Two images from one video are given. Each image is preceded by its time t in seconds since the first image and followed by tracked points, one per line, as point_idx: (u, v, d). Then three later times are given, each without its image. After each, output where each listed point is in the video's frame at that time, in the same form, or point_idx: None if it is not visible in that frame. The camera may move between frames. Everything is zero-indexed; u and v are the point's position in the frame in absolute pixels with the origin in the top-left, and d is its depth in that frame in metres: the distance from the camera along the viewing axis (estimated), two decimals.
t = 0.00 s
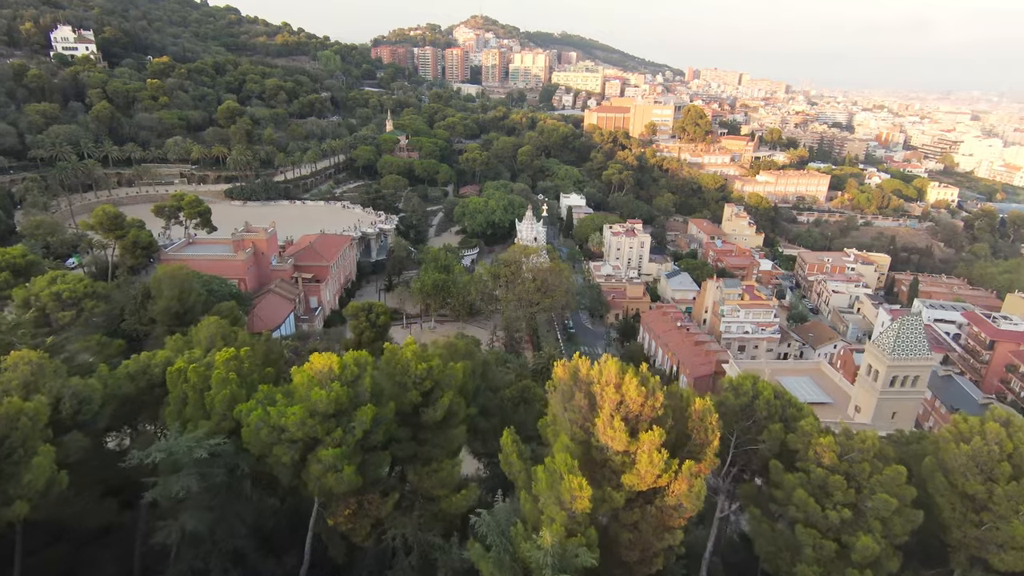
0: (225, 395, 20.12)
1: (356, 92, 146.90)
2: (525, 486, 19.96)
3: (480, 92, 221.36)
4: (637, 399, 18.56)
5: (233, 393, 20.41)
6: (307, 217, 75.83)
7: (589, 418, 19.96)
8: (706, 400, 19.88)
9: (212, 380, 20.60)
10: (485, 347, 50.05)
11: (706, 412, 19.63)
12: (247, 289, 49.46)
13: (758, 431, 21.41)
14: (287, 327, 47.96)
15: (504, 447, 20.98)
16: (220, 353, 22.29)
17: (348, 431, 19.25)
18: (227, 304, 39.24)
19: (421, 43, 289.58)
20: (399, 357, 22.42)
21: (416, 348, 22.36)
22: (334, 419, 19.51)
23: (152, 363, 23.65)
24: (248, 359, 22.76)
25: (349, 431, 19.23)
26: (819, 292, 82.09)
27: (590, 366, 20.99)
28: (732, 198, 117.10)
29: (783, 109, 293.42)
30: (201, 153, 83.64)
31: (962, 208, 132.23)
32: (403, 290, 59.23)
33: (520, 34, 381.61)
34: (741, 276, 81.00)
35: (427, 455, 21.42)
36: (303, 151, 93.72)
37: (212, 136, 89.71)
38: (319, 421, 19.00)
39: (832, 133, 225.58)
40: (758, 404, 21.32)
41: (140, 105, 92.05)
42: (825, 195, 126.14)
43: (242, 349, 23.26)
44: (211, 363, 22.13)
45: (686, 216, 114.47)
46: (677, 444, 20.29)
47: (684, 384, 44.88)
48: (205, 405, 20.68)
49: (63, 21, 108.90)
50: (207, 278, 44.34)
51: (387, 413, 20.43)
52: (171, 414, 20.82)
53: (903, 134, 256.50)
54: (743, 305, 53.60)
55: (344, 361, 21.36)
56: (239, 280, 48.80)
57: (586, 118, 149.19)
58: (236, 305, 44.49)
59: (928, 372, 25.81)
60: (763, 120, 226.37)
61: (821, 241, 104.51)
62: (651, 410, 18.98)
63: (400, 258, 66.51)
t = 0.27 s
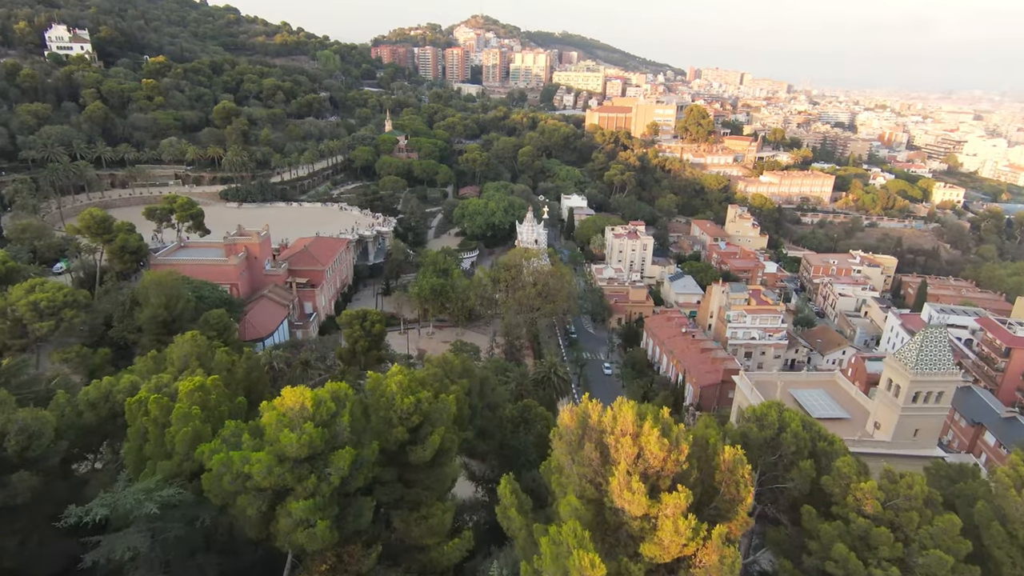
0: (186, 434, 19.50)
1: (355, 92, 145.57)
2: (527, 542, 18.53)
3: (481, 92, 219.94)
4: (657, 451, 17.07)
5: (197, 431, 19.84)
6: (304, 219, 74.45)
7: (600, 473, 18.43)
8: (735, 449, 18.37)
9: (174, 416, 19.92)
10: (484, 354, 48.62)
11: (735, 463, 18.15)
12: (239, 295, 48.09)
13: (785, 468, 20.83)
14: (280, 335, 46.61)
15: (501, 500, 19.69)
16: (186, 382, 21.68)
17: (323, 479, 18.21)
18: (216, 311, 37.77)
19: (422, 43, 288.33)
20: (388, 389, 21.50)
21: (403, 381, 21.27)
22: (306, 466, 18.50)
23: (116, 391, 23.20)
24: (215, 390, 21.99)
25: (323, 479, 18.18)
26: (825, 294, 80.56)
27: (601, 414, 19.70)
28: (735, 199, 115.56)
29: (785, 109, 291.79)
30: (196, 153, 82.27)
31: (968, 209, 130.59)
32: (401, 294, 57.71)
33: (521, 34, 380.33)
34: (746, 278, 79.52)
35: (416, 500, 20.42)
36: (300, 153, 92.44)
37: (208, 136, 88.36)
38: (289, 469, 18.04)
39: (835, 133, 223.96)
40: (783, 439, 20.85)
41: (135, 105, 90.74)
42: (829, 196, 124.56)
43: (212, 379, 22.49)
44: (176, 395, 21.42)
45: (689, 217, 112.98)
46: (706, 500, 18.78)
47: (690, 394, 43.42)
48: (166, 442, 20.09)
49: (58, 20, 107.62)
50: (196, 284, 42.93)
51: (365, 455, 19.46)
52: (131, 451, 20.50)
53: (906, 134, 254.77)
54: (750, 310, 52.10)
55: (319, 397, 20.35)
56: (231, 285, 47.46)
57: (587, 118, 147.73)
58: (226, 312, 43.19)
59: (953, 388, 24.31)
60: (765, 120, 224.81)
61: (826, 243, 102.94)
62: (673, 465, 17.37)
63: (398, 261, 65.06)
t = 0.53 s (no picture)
0: (137, 480, 18.28)
1: (355, 91, 144.16)
2: None
3: (481, 91, 218.56)
4: (686, 529, 16.12)
5: (150, 477, 18.62)
6: (300, 221, 73.10)
7: (615, 548, 17.43)
8: (774, 516, 17.16)
9: (125, 459, 18.76)
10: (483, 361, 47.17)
11: (776, 533, 16.90)
12: (231, 300, 46.73)
13: (817, 513, 19.89)
14: (273, 341, 45.27)
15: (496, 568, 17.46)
16: (142, 417, 20.40)
17: (289, 538, 17.05)
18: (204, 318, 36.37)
19: (422, 42, 287.03)
20: (368, 429, 19.96)
21: (383, 421, 19.78)
22: (271, 523, 17.31)
23: (73, 420, 22.47)
24: (173, 425, 20.58)
25: (289, 539, 17.01)
26: (831, 298, 79.14)
27: (615, 476, 18.65)
28: (739, 200, 114.12)
29: (788, 109, 290.29)
30: (192, 153, 80.91)
31: (973, 210, 129.10)
32: (398, 298, 56.33)
33: (522, 34, 379.04)
34: (750, 281, 78.11)
35: (399, 551, 19.36)
36: (297, 153, 91.10)
37: (203, 136, 87.02)
38: (250, 530, 16.73)
39: (838, 133, 222.48)
40: (814, 479, 19.98)
41: (130, 104, 89.40)
42: (833, 197, 123.11)
43: (172, 411, 21.11)
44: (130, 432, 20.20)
45: (691, 219, 111.56)
46: (744, 571, 17.59)
47: (697, 404, 41.93)
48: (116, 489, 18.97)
49: (53, 18, 106.26)
50: (185, 288, 41.55)
51: (339, 508, 18.35)
52: (79, 494, 19.29)
53: (909, 135, 253.15)
54: (756, 315, 50.64)
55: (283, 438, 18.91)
56: (223, 290, 46.14)
57: (589, 118, 146.32)
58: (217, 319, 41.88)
59: (979, 406, 22.95)
60: (767, 120, 223.39)
61: (831, 244, 101.49)
62: (702, 542, 16.27)
63: (396, 264, 63.65)
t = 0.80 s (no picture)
0: (67, 543, 16.03)
1: (352, 90, 142.73)
2: None
3: (481, 91, 217.15)
4: None
5: (85, 538, 16.58)
6: (295, 223, 71.65)
7: None
8: None
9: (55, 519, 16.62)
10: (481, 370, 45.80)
11: None
12: (221, 305, 45.23)
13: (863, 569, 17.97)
14: (263, 348, 43.79)
15: None
16: (81, 464, 18.35)
17: None
18: (188, 327, 34.89)
19: (422, 42, 285.71)
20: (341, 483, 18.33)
21: (355, 474, 18.31)
22: None
23: (9, 458, 20.50)
24: (118, 473, 18.57)
25: None
26: (836, 301, 77.79)
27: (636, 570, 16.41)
28: (741, 201, 112.74)
29: (788, 109, 288.90)
30: (185, 153, 79.50)
31: (978, 211, 127.73)
32: (394, 302, 54.92)
33: (521, 34, 377.95)
34: (753, 284, 76.80)
35: None
36: (293, 153, 89.71)
37: (197, 136, 85.51)
38: None
39: (839, 133, 221.16)
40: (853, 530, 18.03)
41: (122, 104, 87.97)
42: (836, 198, 121.78)
43: (119, 456, 19.12)
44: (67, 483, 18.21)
45: (693, 220, 110.18)
46: None
47: (702, 414, 40.50)
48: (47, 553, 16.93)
49: (46, 16, 104.87)
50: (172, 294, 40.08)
51: None
52: (9, 553, 17.44)
53: (911, 135, 251.71)
54: (762, 321, 49.33)
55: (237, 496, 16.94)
56: (213, 295, 44.71)
57: (589, 118, 144.91)
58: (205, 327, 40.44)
59: (1007, 426, 21.64)
60: (768, 120, 222.03)
61: (834, 246, 100.15)
62: None
63: (393, 267, 62.26)
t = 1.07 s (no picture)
0: None
1: (349, 90, 141.27)
2: None
3: (479, 90, 215.71)
4: None
5: None
6: (289, 225, 70.14)
7: None
8: None
9: None
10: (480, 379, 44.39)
11: None
12: (210, 311, 43.78)
13: None
14: (253, 356, 42.32)
15: None
16: None
17: None
18: (172, 335, 33.37)
19: (420, 41, 284.33)
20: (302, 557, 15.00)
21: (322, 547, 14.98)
22: None
23: None
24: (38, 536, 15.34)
25: None
26: (840, 304, 76.41)
27: None
28: (742, 201, 111.38)
29: (789, 108, 287.75)
30: (177, 154, 78.02)
31: (981, 212, 126.45)
32: (390, 307, 53.45)
33: (520, 33, 376.68)
34: (757, 287, 75.40)
35: None
36: (288, 154, 88.27)
37: (190, 136, 83.98)
38: None
39: (840, 133, 219.95)
40: None
41: (114, 103, 86.49)
42: (838, 198, 120.45)
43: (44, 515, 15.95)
44: None
45: (694, 221, 108.81)
46: None
47: (707, 424, 39.05)
48: None
49: (38, 15, 103.34)
50: (157, 300, 38.60)
51: None
52: None
53: (911, 134, 250.49)
54: (768, 326, 47.97)
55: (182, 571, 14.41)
56: (202, 301, 43.26)
57: (588, 118, 143.53)
58: (192, 335, 38.99)
59: None
60: (769, 119, 220.79)
61: (837, 247, 98.83)
62: None
63: (389, 270, 60.79)
